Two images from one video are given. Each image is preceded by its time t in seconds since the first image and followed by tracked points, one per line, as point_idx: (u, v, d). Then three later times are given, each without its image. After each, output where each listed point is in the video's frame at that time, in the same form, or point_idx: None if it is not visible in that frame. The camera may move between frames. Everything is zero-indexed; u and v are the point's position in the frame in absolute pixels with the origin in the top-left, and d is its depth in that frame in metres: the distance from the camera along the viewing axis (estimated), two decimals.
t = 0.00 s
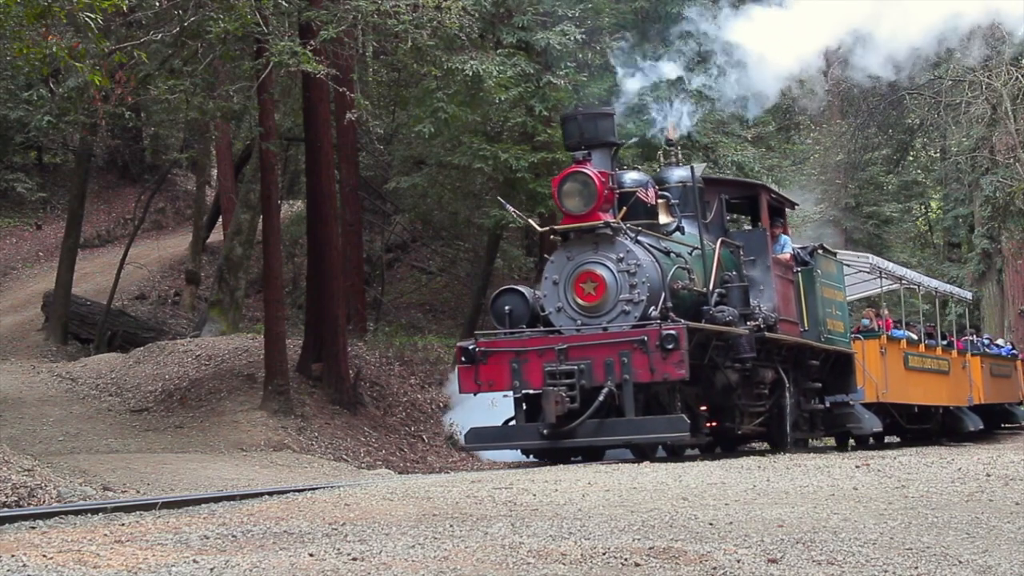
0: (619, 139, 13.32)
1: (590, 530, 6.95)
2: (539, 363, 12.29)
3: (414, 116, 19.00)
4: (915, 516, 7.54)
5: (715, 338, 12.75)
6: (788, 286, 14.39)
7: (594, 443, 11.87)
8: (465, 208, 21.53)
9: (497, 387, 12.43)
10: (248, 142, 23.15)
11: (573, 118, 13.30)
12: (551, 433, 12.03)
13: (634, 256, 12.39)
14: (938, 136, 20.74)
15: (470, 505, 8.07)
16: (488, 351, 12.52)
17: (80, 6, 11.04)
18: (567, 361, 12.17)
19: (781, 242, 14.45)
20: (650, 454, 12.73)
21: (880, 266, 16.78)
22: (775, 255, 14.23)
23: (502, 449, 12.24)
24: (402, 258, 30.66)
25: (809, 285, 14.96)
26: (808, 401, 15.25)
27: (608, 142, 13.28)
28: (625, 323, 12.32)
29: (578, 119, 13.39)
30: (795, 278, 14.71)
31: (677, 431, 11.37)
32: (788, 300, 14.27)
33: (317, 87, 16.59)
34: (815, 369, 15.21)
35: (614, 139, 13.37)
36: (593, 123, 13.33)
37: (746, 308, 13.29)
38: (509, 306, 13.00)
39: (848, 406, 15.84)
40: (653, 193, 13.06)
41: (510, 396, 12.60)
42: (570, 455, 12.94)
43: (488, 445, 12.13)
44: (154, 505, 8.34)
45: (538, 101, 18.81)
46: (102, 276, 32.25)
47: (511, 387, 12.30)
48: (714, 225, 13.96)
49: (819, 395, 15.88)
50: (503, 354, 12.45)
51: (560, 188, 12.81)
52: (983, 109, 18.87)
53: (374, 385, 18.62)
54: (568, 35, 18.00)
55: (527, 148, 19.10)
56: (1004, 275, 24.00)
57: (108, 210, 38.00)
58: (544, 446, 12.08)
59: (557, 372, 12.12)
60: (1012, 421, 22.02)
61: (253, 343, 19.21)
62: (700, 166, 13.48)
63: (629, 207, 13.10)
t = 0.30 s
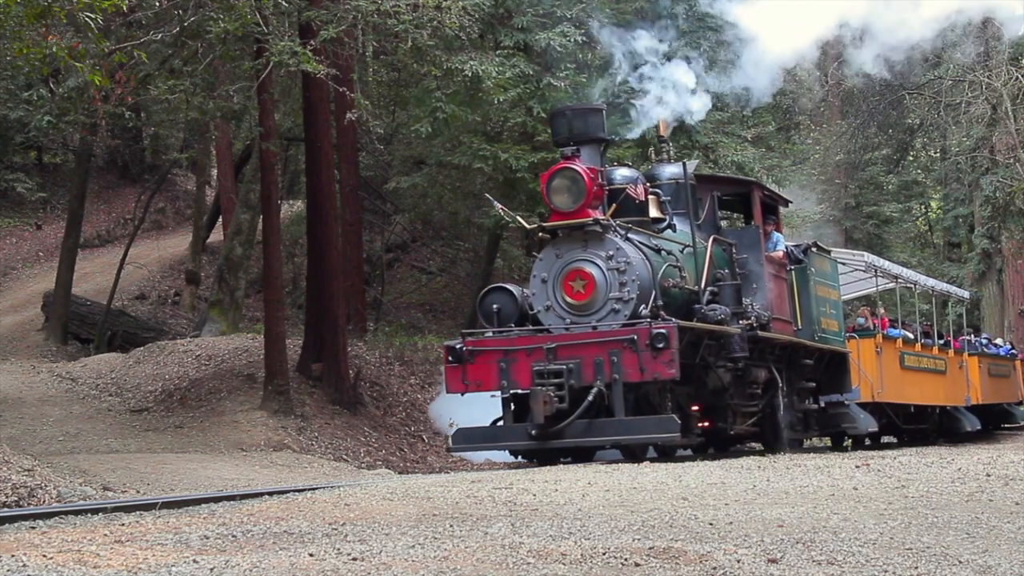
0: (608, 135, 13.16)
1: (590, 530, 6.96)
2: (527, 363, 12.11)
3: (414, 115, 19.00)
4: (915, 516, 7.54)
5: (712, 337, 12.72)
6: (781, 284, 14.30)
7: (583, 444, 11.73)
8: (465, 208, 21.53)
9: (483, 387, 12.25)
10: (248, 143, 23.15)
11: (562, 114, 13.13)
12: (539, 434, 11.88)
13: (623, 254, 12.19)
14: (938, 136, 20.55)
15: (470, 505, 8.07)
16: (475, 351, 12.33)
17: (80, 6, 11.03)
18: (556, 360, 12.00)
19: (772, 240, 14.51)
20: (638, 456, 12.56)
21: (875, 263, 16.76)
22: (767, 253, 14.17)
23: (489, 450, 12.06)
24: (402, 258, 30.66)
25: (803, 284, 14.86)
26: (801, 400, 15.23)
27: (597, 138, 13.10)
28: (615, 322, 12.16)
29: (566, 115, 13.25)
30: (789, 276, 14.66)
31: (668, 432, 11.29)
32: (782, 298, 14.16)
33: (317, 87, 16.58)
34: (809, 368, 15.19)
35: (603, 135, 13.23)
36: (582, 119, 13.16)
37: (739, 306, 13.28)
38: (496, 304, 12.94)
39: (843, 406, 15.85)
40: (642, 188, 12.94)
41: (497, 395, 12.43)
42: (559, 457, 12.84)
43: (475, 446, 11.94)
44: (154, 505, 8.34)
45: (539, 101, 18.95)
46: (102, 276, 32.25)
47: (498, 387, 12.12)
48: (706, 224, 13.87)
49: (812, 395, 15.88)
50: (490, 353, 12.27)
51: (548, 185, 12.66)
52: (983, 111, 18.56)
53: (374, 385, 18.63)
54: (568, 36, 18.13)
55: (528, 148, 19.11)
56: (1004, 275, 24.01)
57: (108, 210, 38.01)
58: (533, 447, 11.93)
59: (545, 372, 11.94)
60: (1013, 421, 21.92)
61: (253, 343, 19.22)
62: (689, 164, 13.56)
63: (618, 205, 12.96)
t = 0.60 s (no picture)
0: (597, 130, 13.01)
1: (590, 530, 6.95)
2: (515, 362, 12.00)
3: (414, 116, 19.01)
4: (915, 516, 7.54)
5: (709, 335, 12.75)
6: (774, 282, 14.29)
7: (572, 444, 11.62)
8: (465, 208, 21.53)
9: (471, 387, 12.15)
10: (248, 142, 23.14)
11: (550, 109, 12.99)
12: (526, 434, 11.79)
13: (613, 251, 12.14)
14: (937, 136, 20.45)
15: (470, 505, 8.07)
16: (462, 350, 12.23)
17: (80, 6, 11.03)
18: (544, 360, 11.88)
19: (767, 237, 14.61)
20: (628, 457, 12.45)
21: (871, 262, 16.69)
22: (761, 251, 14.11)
23: (476, 450, 11.97)
24: (402, 258, 30.66)
25: (796, 282, 14.83)
26: (794, 400, 15.24)
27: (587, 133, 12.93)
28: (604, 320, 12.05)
29: (555, 111, 13.08)
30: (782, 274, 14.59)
31: (657, 432, 11.16)
32: (774, 297, 14.17)
33: (317, 88, 16.57)
34: (802, 367, 15.20)
35: (592, 130, 13.04)
36: (572, 114, 13.00)
37: (730, 304, 13.28)
38: (484, 303, 12.87)
39: (837, 406, 15.97)
40: (631, 184, 12.90)
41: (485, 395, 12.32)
42: (550, 458, 12.72)
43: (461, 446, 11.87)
44: (154, 506, 8.34)
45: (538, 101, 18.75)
46: (102, 276, 32.26)
47: (486, 386, 12.01)
48: (698, 222, 13.83)
49: (806, 395, 15.96)
50: (477, 353, 12.17)
51: (535, 181, 12.51)
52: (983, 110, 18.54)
53: (374, 386, 18.64)
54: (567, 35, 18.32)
55: (527, 148, 19.11)
56: (1004, 275, 24.02)
57: (108, 210, 38.03)
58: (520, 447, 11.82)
59: (533, 371, 11.84)
60: (1012, 420, 22.03)
61: (253, 343, 19.22)
62: (682, 160, 13.50)
63: (607, 201, 12.85)
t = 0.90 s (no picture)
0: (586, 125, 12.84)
1: (590, 530, 6.95)
2: (502, 362, 11.92)
3: (414, 115, 19.00)
4: (915, 516, 7.54)
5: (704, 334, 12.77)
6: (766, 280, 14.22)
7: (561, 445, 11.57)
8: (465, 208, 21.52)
9: (457, 387, 12.07)
10: (247, 142, 23.13)
11: (537, 104, 12.84)
12: (514, 435, 11.73)
13: (601, 249, 12.12)
14: (937, 136, 20.40)
15: (470, 505, 8.07)
16: (448, 349, 12.13)
17: (80, 6, 11.03)
18: (532, 359, 11.81)
19: (759, 236, 14.55)
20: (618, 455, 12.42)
21: (865, 259, 16.72)
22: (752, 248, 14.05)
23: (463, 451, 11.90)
24: (401, 258, 30.66)
25: (789, 280, 14.80)
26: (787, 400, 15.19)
27: (575, 128, 12.80)
28: (593, 318, 12.03)
29: (542, 105, 12.93)
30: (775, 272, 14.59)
31: (647, 433, 11.11)
32: (767, 295, 14.11)
33: (317, 88, 16.57)
34: (795, 366, 15.15)
35: (581, 125, 12.90)
36: (559, 110, 12.85)
37: (721, 303, 13.25)
38: (471, 302, 12.79)
39: (832, 406, 15.98)
40: (620, 180, 12.83)
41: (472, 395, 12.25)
42: (538, 458, 12.65)
43: (449, 447, 11.83)
44: (154, 506, 8.34)
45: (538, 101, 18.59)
46: (102, 276, 32.25)
47: (472, 386, 11.93)
48: (689, 218, 13.76)
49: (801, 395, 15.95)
50: (463, 352, 12.08)
51: (523, 177, 12.45)
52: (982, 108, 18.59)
53: (374, 386, 18.66)
54: (567, 35, 18.21)
55: (527, 148, 19.11)
56: (1003, 275, 24.04)
57: (108, 210, 38.04)
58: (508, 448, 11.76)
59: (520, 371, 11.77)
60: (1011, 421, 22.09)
61: (253, 343, 19.22)
62: (672, 157, 13.38)
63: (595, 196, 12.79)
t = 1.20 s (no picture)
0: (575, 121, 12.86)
1: (590, 530, 6.96)
2: (489, 360, 11.90)
3: (414, 116, 19.00)
4: (915, 515, 7.54)
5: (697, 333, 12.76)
6: (760, 278, 14.17)
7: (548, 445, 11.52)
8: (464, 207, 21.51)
9: (444, 386, 12.04)
10: (247, 142, 23.13)
11: (525, 99, 12.85)
12: (501, 435, 11.69)
13: (591, 246, 12.03)
14: (937, 136, 20.32)
15: (470, 505, 8.07)
16: (435, 348, 12.11)
17: (80, 6, 11.03)
18: (520, 358, 11.78)
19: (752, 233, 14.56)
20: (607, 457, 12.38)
21: (860, 257, 16.70)
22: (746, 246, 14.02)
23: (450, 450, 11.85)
24: (401, 258, 30.66)
25: (784, 279, 14.78)
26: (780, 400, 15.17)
27: (564, 124, 12.82)
28: (582, 317, 11.98)
29: (531, 100, 12.95)
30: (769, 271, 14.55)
31: (636, 433, 11.07)
32: (760, 294, 14.07)
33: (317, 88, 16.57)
34: (788, 364, 15.12)
35: (571, 121, 12.93)
36: (548, 105, 12.84)
37: (714, 301, 13.24)
38: (458, 300, 12.62)
39: (827, 406, 16.13)
40: (610, 175, 12.68)
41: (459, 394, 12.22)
42: (525, 459, 12.64)
43: (435, 447, 11.78)
44: (154, 505, 8.34)
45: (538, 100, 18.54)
46: (102, 276, 32.25)
47: (459, 386, 11.90)
48: (681, 214, 13.76)
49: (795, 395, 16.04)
50: (451, 351, 12.06)
51: (511, 174, 12.45)
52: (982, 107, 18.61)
53: (374, 386, 18.69)
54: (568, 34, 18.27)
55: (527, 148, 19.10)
56: (1003, 275, 24.05)
57: (108, 210, 38.04)
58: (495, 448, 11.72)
59: (508, 370, 11.75)
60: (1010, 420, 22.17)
61: (253, 342, 19.23)
62: (663, 154, 13.33)
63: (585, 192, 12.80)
